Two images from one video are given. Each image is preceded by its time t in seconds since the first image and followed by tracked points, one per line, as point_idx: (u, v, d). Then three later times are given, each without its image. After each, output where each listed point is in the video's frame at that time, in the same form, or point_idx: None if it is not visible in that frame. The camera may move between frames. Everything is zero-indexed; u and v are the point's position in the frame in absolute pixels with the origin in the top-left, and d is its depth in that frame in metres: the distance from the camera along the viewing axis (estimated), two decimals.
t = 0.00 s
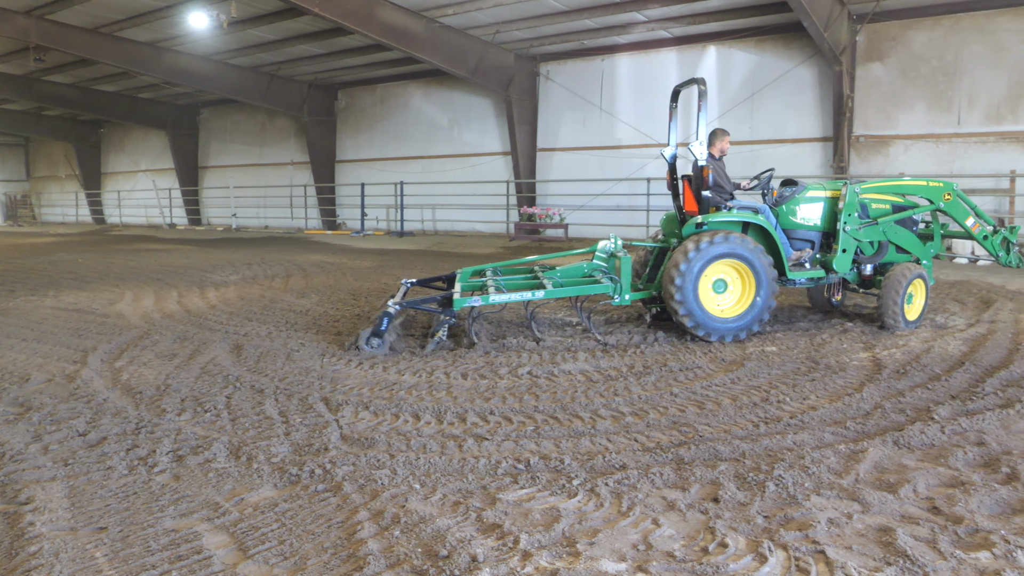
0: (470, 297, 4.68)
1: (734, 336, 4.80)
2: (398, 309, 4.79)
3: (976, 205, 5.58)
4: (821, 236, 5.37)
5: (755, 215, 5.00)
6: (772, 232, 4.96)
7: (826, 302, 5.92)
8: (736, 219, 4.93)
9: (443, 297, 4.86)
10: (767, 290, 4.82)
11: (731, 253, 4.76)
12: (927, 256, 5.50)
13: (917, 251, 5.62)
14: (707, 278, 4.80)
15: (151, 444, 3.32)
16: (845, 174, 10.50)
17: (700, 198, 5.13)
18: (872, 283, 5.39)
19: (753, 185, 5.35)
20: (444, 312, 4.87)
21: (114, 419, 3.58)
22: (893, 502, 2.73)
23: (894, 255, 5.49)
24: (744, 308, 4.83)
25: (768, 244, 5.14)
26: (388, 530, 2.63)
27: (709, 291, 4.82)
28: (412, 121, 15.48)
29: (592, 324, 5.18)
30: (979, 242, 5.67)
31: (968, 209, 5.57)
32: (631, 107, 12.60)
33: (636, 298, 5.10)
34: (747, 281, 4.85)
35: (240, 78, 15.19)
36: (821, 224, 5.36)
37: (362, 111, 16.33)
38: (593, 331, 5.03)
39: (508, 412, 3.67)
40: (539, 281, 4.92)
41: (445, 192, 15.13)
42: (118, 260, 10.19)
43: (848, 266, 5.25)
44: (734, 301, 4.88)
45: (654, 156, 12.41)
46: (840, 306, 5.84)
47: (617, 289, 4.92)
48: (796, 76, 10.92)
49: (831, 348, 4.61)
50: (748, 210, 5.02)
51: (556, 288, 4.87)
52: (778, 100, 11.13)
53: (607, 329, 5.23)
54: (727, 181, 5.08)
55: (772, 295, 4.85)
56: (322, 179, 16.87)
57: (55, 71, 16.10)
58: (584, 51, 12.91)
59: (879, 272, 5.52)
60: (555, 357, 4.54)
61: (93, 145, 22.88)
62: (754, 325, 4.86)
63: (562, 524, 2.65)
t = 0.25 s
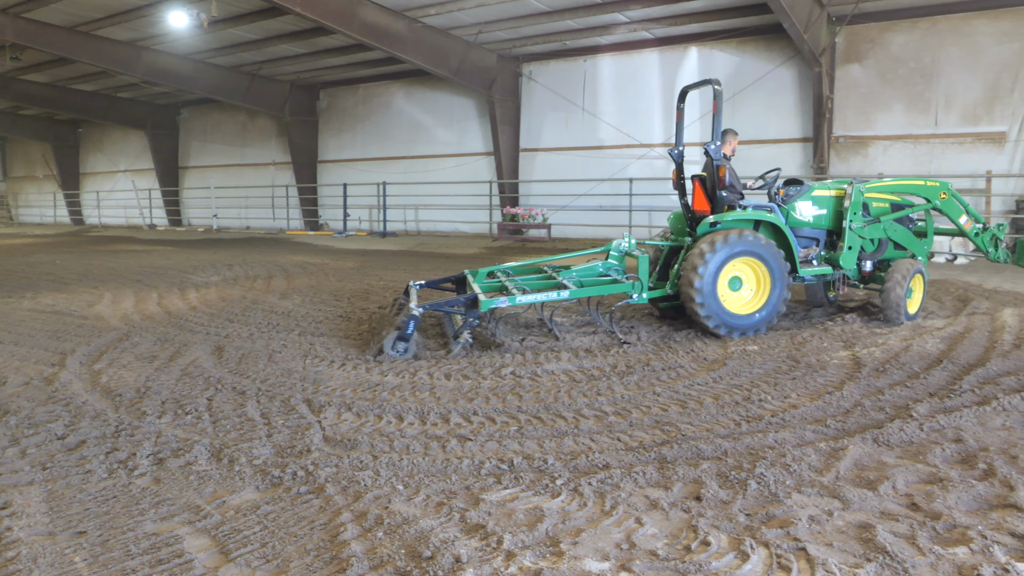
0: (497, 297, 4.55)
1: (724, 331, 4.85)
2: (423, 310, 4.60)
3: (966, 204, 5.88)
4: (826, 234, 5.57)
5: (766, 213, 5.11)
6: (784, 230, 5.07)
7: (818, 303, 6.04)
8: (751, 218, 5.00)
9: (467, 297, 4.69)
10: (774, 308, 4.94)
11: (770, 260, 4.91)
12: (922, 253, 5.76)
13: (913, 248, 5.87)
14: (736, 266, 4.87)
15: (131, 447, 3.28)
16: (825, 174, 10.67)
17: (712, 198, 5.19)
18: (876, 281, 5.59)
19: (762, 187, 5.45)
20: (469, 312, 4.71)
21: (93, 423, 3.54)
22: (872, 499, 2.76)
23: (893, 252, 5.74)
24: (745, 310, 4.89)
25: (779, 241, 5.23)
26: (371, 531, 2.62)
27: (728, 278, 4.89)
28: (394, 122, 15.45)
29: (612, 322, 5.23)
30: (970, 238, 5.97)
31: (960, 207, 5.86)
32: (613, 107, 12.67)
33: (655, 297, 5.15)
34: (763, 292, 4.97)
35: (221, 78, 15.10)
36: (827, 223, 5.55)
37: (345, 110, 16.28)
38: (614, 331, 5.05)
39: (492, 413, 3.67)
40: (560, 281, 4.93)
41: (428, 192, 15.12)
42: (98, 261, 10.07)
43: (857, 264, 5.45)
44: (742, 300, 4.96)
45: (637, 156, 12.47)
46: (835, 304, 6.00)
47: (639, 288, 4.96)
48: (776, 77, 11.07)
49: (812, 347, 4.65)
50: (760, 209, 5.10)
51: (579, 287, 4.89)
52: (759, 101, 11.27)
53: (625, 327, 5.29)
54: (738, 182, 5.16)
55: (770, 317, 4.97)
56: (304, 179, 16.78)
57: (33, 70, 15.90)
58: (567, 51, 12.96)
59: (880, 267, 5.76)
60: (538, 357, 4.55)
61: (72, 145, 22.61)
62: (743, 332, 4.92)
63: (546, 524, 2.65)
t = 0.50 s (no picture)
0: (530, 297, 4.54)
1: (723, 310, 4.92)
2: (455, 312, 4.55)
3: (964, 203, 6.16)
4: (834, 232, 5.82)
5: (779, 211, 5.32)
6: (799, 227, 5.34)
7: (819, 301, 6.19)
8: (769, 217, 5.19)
9: (497, 297, 4.64)
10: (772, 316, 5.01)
11: (795, 281, 5.13)
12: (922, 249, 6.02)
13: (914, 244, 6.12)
14: (768, 264, 5.05)
15: (116, 450, 3.26)
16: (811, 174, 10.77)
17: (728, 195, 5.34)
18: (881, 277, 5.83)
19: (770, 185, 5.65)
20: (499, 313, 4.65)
21: (77, 425, 3.52)
22: (858, 497, 2.79)
23: (896, 250, 6.01)
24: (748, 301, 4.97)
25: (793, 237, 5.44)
26: (359, 533, 2.61)
27: (755, 268, 5.04)
28: (380, 122, 15.42)
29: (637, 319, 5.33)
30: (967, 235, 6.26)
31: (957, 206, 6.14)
32: (600, 107, 12.71)
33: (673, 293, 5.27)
34: (771, 298, 5.08)
35: (206, 78, 15.03)
36: (836, 221, 5.81)
37: (331, 111, 16.24)
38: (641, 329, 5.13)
39: (479, 413, 3.67)
40: (586, 280, 4.97)
41: (415, 192, 15.12)
42: (82, 262, 9.98)
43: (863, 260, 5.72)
44: (751, 293, 5.05)
45: (624, 157, 12.51)
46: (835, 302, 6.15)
47: (662, 283, 5.08)
48: (762, 78, 11.17)
49: (798, 346, 4.68)
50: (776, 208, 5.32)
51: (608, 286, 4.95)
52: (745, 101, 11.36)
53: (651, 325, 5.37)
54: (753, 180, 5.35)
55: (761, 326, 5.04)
56: (291, 180, 16.71)
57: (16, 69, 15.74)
58: (554, 52, 12.98)
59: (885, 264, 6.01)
60: (524, 358, 4.56)
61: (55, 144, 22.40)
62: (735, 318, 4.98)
63: (534, 524, 2.66)
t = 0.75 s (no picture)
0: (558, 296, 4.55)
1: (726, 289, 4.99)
2: (481, 312, 4.51)
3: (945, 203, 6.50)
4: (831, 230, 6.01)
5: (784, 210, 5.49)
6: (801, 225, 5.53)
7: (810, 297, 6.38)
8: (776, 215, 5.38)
9: (524, 296, 4.62)
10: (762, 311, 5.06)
11: (795, 298, 5.26)
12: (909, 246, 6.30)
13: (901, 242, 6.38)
14: (782, 272, 5.24)
15: (92, 453, 3.22)
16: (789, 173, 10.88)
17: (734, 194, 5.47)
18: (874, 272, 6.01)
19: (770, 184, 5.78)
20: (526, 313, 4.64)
21: (51, 429, 3.47)
22: (834, 494, 2.82)
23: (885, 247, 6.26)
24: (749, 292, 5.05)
25: (797, 235, 5.64)
26: (339, 535, 2.60)
27: (768, 267, 5.21)
28: (360, 122, 15.36)
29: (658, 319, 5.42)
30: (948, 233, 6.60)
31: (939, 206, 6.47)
32: (579, 108, 12.74)
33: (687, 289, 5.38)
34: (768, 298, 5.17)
35: (183, 77, 14.89)
36: (834, 219, 6.00)
37: (310, 110, 16.15)
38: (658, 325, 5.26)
39: (460, 414, 3.67)
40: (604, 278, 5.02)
41: (395, 193, 15.09)
42: (57, 263, 9.85)
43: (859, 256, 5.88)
44: (757, 282, 5.17)
45: (604, 157, 12.57)
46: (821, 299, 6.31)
47: (678, 279, 5.17)
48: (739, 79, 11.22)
49: (775, 345, 4.73)
50: (780, 205, 5.50)
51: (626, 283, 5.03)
52: (724, 102, 11.43)
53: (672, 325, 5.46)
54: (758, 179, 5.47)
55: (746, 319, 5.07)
56: (269, 180, 16.60)
57: None
58: (534, 52, 13.00)
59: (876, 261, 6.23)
60: (504, 358, 4.56)
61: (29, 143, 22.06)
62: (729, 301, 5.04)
63: (515, 524, 2.66)
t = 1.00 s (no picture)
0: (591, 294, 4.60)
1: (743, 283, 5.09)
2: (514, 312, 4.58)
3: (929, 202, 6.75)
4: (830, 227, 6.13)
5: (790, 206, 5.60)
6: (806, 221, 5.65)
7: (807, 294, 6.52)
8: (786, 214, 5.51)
9: (554, 295, 4.63)
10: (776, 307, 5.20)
11: (799, 298, 5.39)
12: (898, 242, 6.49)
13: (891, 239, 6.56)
14: (792, 267, 5.39)
15: (73, 457, 3.19)
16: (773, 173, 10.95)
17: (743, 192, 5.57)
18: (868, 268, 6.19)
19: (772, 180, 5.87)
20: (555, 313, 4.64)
21: (31, 432, 3.43)
22: (818, 491, 2.84)
23: (877, 244, 6.43)
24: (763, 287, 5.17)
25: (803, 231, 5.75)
26: (323, 537, 2.58)
27: (778, 261, 5.34)
28: (343, 122, 15.30)
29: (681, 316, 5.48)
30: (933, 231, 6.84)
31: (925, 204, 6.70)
32: (563, 108, 12.76)
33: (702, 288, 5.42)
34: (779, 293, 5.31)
35: (165, 77, 14.78)
36: (833, 217, 6.12)
37: (294, 110, 16.07)
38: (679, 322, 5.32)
39: (445, 414, 3.67)
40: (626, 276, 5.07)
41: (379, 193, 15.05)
42: (38, 265, 9.76)
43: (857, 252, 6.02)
44: (769, 275, 5.30)
45: (588, 157, 12.59)
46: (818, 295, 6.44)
47: (695, 276, 5.21)
48: (723, 79, 11.26)
49: (759, 344, 4.75)
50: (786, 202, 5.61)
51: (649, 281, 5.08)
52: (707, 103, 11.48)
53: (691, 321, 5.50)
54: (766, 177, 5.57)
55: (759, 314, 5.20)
56: (252, 181, 16.51)
57: None
58: (517, 52, 13.02)
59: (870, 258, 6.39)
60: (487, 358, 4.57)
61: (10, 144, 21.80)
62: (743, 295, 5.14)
63: (500, 524, 2.66)
